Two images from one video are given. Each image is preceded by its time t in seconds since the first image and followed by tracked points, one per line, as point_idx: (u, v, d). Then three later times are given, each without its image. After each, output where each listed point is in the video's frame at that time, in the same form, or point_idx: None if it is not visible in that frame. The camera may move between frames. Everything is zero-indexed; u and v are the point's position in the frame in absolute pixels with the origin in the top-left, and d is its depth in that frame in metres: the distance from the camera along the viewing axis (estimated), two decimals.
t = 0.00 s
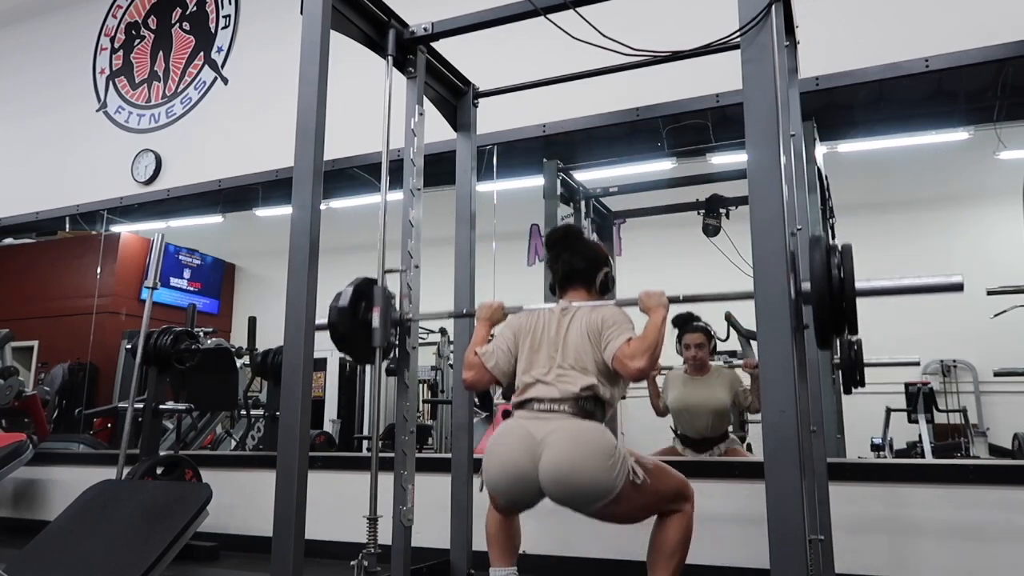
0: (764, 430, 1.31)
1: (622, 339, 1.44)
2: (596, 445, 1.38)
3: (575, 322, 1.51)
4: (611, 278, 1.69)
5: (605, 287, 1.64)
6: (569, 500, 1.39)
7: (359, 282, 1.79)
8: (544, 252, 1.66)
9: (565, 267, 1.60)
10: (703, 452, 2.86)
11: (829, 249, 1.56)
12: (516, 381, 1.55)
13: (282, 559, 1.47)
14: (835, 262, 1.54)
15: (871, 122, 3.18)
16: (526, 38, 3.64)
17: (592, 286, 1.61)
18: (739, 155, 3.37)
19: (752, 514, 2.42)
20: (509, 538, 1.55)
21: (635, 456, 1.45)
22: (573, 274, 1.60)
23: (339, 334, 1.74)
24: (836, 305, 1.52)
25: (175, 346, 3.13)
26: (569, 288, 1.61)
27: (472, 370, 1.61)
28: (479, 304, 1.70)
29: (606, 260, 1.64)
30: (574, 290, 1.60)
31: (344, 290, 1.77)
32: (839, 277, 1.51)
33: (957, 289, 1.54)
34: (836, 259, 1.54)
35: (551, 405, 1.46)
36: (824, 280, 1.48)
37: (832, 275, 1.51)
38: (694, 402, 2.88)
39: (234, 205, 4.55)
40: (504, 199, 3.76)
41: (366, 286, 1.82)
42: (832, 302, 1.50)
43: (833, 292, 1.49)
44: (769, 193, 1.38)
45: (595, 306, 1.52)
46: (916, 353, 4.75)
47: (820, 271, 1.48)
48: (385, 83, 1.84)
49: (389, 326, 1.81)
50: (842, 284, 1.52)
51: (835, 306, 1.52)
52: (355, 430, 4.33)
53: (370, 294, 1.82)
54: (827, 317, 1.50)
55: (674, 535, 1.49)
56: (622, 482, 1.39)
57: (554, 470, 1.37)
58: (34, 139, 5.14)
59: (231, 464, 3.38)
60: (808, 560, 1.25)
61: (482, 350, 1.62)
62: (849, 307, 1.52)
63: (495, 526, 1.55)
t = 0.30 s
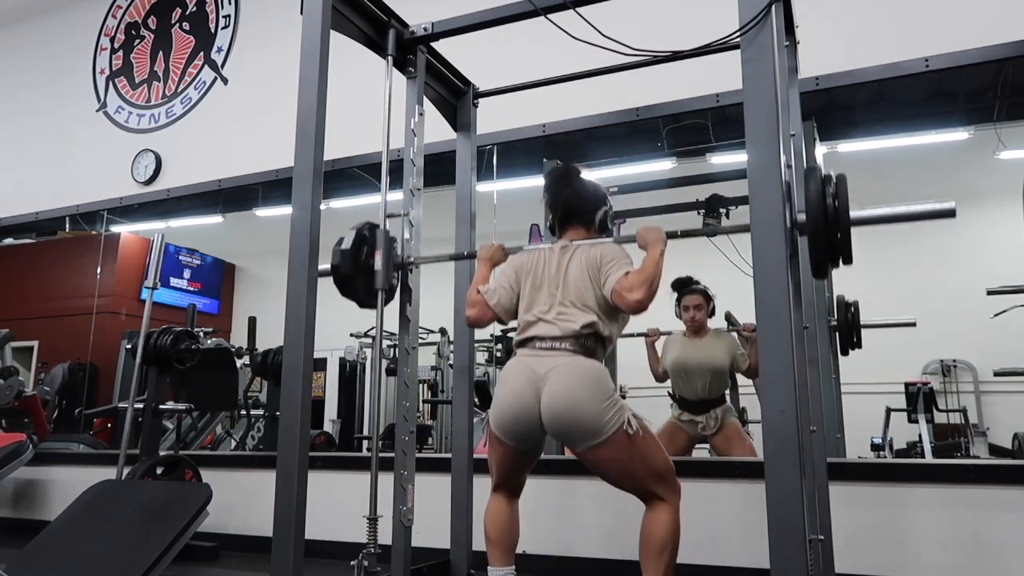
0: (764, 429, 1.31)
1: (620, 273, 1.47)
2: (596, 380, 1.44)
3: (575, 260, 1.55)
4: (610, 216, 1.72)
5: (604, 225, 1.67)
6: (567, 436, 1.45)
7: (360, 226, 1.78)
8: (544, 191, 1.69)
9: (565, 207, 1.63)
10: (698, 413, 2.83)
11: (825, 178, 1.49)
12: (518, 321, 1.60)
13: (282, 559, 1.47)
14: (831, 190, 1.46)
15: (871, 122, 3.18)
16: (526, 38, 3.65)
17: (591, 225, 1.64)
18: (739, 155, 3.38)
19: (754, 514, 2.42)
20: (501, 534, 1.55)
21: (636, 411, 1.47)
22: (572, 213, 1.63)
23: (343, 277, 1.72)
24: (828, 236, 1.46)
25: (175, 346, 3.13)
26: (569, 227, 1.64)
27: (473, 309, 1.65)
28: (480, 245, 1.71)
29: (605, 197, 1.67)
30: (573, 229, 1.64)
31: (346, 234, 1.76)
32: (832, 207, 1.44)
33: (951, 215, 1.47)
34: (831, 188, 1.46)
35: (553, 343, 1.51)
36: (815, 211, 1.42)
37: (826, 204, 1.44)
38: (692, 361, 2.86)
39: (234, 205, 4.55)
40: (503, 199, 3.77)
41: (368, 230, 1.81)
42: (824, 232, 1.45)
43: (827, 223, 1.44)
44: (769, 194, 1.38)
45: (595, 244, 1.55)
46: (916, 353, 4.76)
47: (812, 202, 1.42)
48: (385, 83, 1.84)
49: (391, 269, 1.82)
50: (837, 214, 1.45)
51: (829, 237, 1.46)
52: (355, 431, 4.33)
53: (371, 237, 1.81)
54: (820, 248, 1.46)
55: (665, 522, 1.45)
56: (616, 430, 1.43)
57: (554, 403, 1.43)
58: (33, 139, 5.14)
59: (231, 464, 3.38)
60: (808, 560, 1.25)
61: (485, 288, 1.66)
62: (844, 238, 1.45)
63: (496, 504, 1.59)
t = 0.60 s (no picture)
0: (764, 429, 1.31)
1: (620, 236, 1.49)
2: (601, 348, 1.49)
3: (576, 225, 1.58)
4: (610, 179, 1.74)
5: (604, 188, 1.69)
6: (569, 406, 1.47)
7: (361, 193, 1.82)
8: (545, 156, 1.69)
9: (563, 171, 1.64)
10: (695, 389, 2.82)
11: (823, 136, 1.51)
12: (520, 288, 1.62)
13: (282, 559, 1.47)
14: (828, 149, 1.48)
15: (871, 122, 3.18)
16: (527, 37, 3.64)
17: (591, 188, 1.66)
18: (739, 155, 3.39)
19: (754, 513, 2.42)
20: (505, 531, 1.52)
21: (632, 388, 1.51)
22: (572, 176, 1.64)
23: (344, 243, 1.76)
24: (826, 195, 1.49)
25: (175, 346, 3.13)
26: (569, 191, 1.65)
27: (475, 272, 1.67)
28: (480, 211, 1.73)
29: (604, 158, 1.67)
30: (573, 192, 1.65)
31: (348, 201, 1.80)
32: (828, 166, 1.46)
33: (944, 171, 1.54)
34: (827, 146, 1.49)
35: (556, 312, 1.54)
36: (811, 172, 1.46)
37: (822, 163, 1.47)
38: (691, 336, 2.90)
39: (234, 205, 4.55)
40: (504, 199, 3.76)
41: (370, 198, 1.85)
42: (821, 191, 1.48)
43: (822, 184, 1.47)
44: (769, 193, 1.38)
45: (595, 208, 1.58)
46: (916, 353, 4.76)
47: (808, 163, 1.45)
48: (385, 84, 1.84)
49: (392, 236, 1.85)
50: (834, 172, 1.47)
51: (826, 196, 1.50)
52: (355, 431, 4.34)
53: (373, 205, 1.86)
54: (817, 207, 1.51)
55: (640, 516, 1.41)
56: (613, 401, 1.45)
57: (558, 372, 1.46)
58: (33, 139, 5.14)
59: (231, 465, 3.38)
60: (808, 560, 1.25)
61: (486, 251, 1.68)
62: (841, 197, 1.48)
63: (504, 501, 1.56)
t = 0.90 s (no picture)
0: (764, 429, 1.31)
1: (619, 231, 1.49)
2: (601, 345, 1.50)
3: (575, 220, 1.58)
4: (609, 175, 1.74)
5: (604, 183, 1.69)
6: (569, 403, 1.48)
7: (361, 189, 1.82)
8: (545, 152, 1.68)
9: (563, 166, 1.64)
10: (693, 383, 2.82)
11: (823, 131, 1.51)
12: (520, 284, 1.62)
13: (282, 559, 1.47)
14: (827, 143, 1.48)
15: (871, 122, 3.18)
16: (527, 38, 3.64)
17: (590, 184, 1.66)
18: (739, 155, 3.39)
19: (754, 513, 2.42)
20: (509, 532, 1.50)
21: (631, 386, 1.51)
22: (572, 171, 1.64)
23: (345, 238, 1.76)
24: (825, 189, 1.49)
25: (175, 346, 3.14)
26: (569, 186, 1.66)
27: (474, 266, 1.67)
28: (479, 206, 1.72)
29: (604, 154, 1.67)
30: (573, 187, 1.65)
31: (349, 195, 1.80)
32: (828, 160, 1.46)
33: (944, 166, 1.53)
34: (827, 140, 1.49)
35: (557, 311, 1.54)
36: (811, 167, 1.46)
37: (822, 158, 1.47)
38: (691, 333, 2.91)
39: (234, 205, 4.55)
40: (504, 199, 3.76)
41: (370, 193, 1.85)
42: (820, 184, 1.48)
43: (822, 178, 1.47)
44: (769, 193, 1.38)
45: (594, 203, 1.58)
46: (917, 353, 4.76)
47: (807, 159, 1.46)
48: (385, 84, 1.84)
49: (392, 232, 1.84)
50: (833, 166, 1.47)
51: (825, 190, 1.49)
52: (355, 431, 4.34)
53: (373, 201, 1.85)
54: (816, 201, 1.51)
55: (633, 515, 1.40)
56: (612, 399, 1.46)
57: (559, 370, 1.47)
58: (33, 139, 5.14)
59: (231, 464, 3.38)
60: (809, 560, 1.25)
61: (486, 245, 1.69)
62: (841, 190, 1.48)
63: (508, 501, 1.54)
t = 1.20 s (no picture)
0: (764, 429, 1.31)
1: (620, 231, 1.49)
2: (603, 344, 1.50)
3: (575, 220, 1.58)
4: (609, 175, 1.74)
5: (604, 184, 1.69)
6: (571, 404, 1.48)
7: (361, 189, 1.81)
8: (545, 153, 1.68)
9: (563, 166, 1.64)
10: (693, 382, 2.83)
11: (823, 131, 1.51)
12: (521, 285, 1.62)
13: (282, 559, 1.47)
14: (827, 142, 1.48)
15: (871, 122, 3.18)
16: (527, 37, 3.64)
17: (590, 184, 1.66)
18: (738, 155, 3.39)
19: (754, 513, 2.42)
20: (510, 532, 1.51)
21: (633, 386, 1.51)
22: (572, 171, 1.64)
23: (345, 239, 1.76)
24: (826, 189, 1.49)
25: (175, 346, 3.14)
26: (569, 186, 1.65)
27: (474, 266, 1.67)
28: (479, 206, 1.72)
29: (604, 155, 1.67)
30: (573, 188, 1.65)
31: (349, 196, 1.80)
32: (828, 160, 1.46)
33: (943, 166, 1.52)
34: (827, 140, 1.48)
35: (558, 311, 1.54)
36: (811, 168, 1.46)
37: (822, 158, 1.47)
38: (691, 333, 2.91)
39: (234, 205, 4.55)
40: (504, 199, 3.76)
41: (370, 194, 1.85)
42: (821, 184, 1.48)
43: (821, 178, 1.47)
44: (769, 193, 1.38)
45: (594, 203, 1.58)
46: (917, 353, 4.76)
47: (807, 159, 1.46)
48: (385, 84, 1.84)
49: (392, 233, 1.85)
50: (833, 166, 1.47)
51: (825, 190, 1.49)
52: (355, 431, 4.34)
53: (373, 201, 1.85)
54: (817, 201, 1.51)
55: (634, 515, 1.40)
56: (613, 400, 1.47)
57: (561, 372, 1.47)
58: (33, 139, 5.14)
59: (231, 464, 3.38)
60: (809, 560, 1.25)
61: (486, 245, 1.69)
62: (841, 190, 1.48)
63: (510, 501, 1.54)
